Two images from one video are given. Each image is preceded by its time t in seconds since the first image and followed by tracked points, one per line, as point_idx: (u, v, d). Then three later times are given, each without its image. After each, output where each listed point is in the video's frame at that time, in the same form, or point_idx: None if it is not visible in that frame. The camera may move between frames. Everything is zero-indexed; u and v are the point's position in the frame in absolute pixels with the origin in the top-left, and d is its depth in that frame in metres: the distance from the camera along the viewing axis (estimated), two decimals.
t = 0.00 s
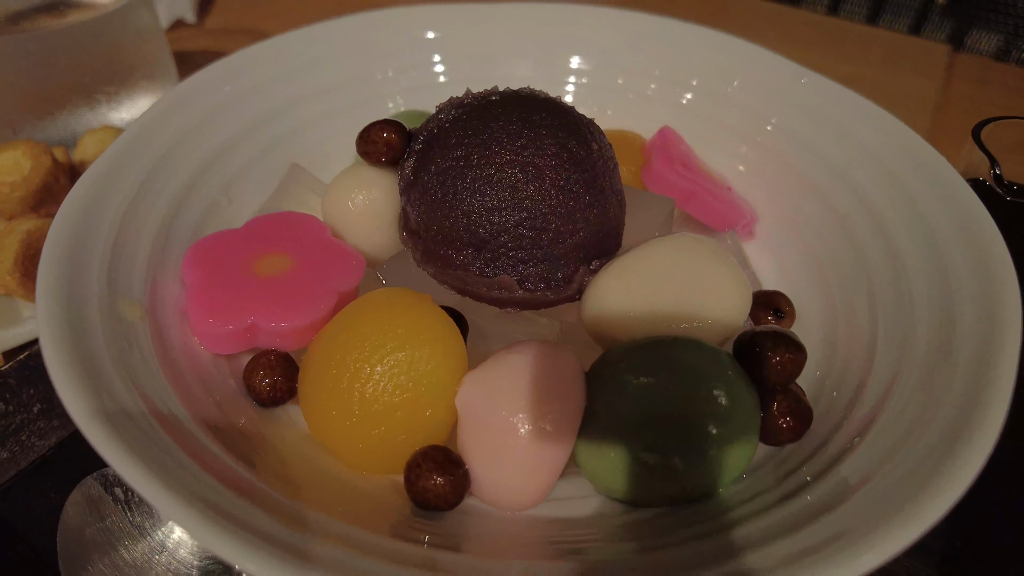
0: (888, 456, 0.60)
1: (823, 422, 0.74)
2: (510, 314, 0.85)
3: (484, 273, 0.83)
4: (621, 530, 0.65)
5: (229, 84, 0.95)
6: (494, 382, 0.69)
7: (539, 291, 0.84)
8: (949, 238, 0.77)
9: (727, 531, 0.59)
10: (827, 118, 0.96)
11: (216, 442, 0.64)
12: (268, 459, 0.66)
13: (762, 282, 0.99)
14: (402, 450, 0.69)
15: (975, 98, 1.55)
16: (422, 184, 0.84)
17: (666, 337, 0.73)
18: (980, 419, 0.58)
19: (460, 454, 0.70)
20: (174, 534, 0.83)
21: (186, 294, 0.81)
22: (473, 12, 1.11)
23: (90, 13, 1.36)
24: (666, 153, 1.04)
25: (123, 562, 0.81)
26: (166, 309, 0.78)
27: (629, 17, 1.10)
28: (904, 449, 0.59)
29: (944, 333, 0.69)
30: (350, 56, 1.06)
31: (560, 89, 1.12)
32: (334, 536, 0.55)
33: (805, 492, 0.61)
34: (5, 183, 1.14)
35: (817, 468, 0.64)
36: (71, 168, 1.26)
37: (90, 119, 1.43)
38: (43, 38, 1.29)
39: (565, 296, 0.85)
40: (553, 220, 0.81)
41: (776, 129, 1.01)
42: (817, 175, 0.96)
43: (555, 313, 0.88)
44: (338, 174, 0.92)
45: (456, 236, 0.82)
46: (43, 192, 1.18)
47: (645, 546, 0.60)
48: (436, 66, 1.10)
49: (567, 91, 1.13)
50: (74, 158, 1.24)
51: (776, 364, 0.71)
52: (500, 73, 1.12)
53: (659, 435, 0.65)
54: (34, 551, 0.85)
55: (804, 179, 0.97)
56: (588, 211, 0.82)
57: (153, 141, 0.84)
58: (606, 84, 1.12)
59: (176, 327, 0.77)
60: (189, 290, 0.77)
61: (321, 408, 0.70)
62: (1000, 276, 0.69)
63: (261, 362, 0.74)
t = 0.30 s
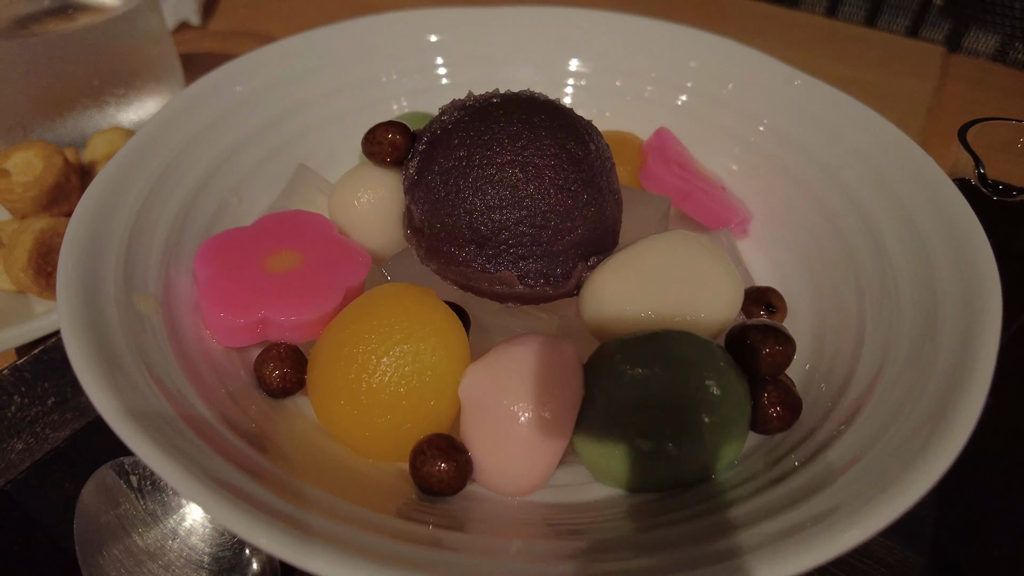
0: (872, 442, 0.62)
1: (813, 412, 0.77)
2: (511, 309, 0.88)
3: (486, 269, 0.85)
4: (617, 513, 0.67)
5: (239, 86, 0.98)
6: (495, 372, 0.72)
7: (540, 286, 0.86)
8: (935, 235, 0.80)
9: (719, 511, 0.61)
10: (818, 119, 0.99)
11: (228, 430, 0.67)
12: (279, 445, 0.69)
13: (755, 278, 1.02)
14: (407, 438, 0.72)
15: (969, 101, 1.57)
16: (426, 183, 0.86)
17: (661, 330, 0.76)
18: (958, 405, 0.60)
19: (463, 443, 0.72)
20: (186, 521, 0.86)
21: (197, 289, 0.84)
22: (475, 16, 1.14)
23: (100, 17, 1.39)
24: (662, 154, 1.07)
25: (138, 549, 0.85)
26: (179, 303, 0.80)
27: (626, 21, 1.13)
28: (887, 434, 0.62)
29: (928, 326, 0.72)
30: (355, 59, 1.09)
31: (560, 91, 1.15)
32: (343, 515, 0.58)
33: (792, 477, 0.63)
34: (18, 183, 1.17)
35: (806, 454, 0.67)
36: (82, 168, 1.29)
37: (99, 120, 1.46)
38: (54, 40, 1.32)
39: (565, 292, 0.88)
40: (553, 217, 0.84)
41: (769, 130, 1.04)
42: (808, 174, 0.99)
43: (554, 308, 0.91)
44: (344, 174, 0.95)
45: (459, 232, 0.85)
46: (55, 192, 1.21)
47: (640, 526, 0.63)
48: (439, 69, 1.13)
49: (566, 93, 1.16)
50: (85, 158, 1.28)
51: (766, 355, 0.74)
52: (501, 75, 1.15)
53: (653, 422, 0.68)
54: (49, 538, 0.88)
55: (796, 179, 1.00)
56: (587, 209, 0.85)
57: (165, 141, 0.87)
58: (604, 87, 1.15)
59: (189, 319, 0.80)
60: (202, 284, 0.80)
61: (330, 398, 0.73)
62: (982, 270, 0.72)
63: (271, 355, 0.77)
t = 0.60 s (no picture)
0: (861, 424, 0.65)
1: (806, 399, 0.79)
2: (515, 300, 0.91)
3: (491, 261, 0.88)
4: (617, 492, 0.70)
5: (250, 85, 1.01)
6: (501, 359, 0.75)
7: (544, 278, 0.89)
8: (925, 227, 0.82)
9: (715, 490, 0.64)
10: (813, 116, 1.02)
11: (245, 412, 0.69)
12: (293, 429, 0.72)
13: (753, 272, 1.04)
14: (415, 423, 0.75)
15: (965, 100, 1.60)
16: (433, 179, 0.89)
17: (661, 319, 0.79)
18: (945, 389, 0.63)
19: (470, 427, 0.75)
20: (199, 506, 0.90)
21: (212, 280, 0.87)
22: (479, 17, 1.17)
23: (111, 18, 1.42)
24: (664, 152, 1.09)
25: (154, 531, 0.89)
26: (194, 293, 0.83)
27: (626, 21, 1.16)
28: (876, 417, 0.65)
29: (917, 315, 0.74)
30: (363, 59, 1.12)
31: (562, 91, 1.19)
32: (355, 491, 0.61)
33: (786, 458, 0.66)
34: (32, 180, 1.20)
35: (799, 437, 0.70)
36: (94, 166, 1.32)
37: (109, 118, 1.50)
38: (65, 41, 1.35)
39: (568, 283, 0.90)
40: (556, 211, 0.86)
41: (765, 127, 1.07)
42: (804, 170, 1.01)
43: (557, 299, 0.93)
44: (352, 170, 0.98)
45: (465, 226, 0.87)
46: (69, 190, 1.24)
47: (639, 503, 0.65)
48: (444, 68, 1.16)
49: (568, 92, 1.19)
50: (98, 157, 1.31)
51: (761, 343, 0.77)
52: (505, 74, 1.18)
53: (653, 407, 0.70)
54: (68, 524, 0.91)
55: (792, 174, 1.03)
56: (589, 203, 0.88)
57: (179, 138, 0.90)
58: (605, 86, 1.18)
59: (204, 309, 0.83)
60: (217, 275, 0.83)
61: (341, 384, 0.75)
62: (970, 260, 0.74)
63: (284, 344, 0.80)
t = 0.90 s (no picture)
0: (842, 400, 0.70)
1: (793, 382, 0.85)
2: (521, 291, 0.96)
3: (498, 253, 0.93)
4: (615, 463, 0.75)
5: (269, 87, 1.06)
6: (508, 343, 0.80)
7: (548, 269, 0.94)
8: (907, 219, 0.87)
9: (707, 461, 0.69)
10: (802, 117, 1.07)
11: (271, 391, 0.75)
12: (314, 407, 0.77)
13: (745, 265, 1.10)
14: (428, 403, 0.80)
15: (953, 103, 1.65)
16: (443, 176, 0.95)
17: (657, 306, 0.84)
18: (919, 366, 0.68)
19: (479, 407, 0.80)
20: (223, 484, 1.00)
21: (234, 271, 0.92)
22: (485, 22, 1.22)
23: (130, 23, 1.48)
24: (661, 152, 1.14)
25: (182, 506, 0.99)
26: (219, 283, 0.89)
27: (625, 26, 1.22)
28: (856, 394, 0.70)
29: (896, 301, 0.79)
30: (375, 63, 1.18)
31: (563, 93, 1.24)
32: (374, 459, 0.66)
33: (772, 432, 0.71)
34: (58, 178, 1.25)
35: (785, 414, 0.75)
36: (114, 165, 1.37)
37: (127, 119, 1.55)
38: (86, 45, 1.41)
39: (570, 274, 0.96)
40: (559, 206, 0.92)
41: (756, 128, 1.12)
42: (793, 168, 1.07)
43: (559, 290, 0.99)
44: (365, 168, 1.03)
45: (474, 220, 0.93)
46: (92, 187, 1.30)
47: (637, 473, 0.71)
48: (452, 71, 1.22)
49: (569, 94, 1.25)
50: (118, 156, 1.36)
51: (749, 328, 0.82)
52: (509, 78, 1.23)
53: (649, 387, 0.76)
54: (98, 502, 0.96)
55: (782, 172, 1.08)
56: (590, 199, 0.93)
57: (204, 137, 0.95)
58: (605, 88, 1.24)
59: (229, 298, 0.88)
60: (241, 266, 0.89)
61: (359, 367, 0.81)
62: (946, 249, 0.79)
63: (305, 330, 0.85)
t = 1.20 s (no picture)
0: (816, 379, 0.75)
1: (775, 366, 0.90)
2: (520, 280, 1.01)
3: (499, 246, 0.99)
4: (607, 437, 0.81)
5: (282, 89, 1.12)
6: (508, 328, 0.86)
7: (545, 261, 0.99)
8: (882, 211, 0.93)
9: (690, 434, 0.75)
10: (787, 116, 1.12)
11: (286, 370, 0.81)
12: (327, 387, 0.83)
13: (734, 259, 1.15)
14: (433, 383, 0.86)
15: (940, 104, 1.71)
16: (447, 173, 1.01)
17: (647, 294, 0.89)
18: (888, 345, 0.73)
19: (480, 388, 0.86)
20: (236, 464, 1.00)
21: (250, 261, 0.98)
22: (485, 26, 1.27)
23: (143, 28, 1.54)
24: (653, 151, 1.20)
25: (195, 484, 0.99)
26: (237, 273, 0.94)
27: (620, 31, 1.27)
28: (830, 372, 0.75)
29: (871, 288, 0.84)
30: (381, 66, 1.23)
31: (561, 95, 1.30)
32: (381, 432, 0.72)
33: (752, 408, 0.77)
34: (80, 174, 1.31)
35: (765, 393, 0.80)
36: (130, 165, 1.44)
37: (140, 119, 1.60)
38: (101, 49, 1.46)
39: (567, 266, 1.01)
40: (557, 202, 0.97)
41: (743, 128, 1.18)
42: (778, 165, 1.12)
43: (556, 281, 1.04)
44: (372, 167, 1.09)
45: (476, 214, 0.98)
46: (109, 186, 1.36)
47: (627, 446, 0.76)
48: (455, 73, 1.27)
49: (565, 96, 1.30)
50: (132, 156, 1.42)
51: (731, 314, 0.88)
52: (509, 80, 1.29)
53: (638, 368, 0.82)
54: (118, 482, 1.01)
55: (768, 170, 1.14)
56: (585, 195, 0.99)
57: (220, 135, 1.00)
58: (600, 90, 1.30)
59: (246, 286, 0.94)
60: (257, 256, 0.94)
61: (368, 351, 0.86)
62: (917, 238, 0.84)
63: (317, 317, 0.91)
